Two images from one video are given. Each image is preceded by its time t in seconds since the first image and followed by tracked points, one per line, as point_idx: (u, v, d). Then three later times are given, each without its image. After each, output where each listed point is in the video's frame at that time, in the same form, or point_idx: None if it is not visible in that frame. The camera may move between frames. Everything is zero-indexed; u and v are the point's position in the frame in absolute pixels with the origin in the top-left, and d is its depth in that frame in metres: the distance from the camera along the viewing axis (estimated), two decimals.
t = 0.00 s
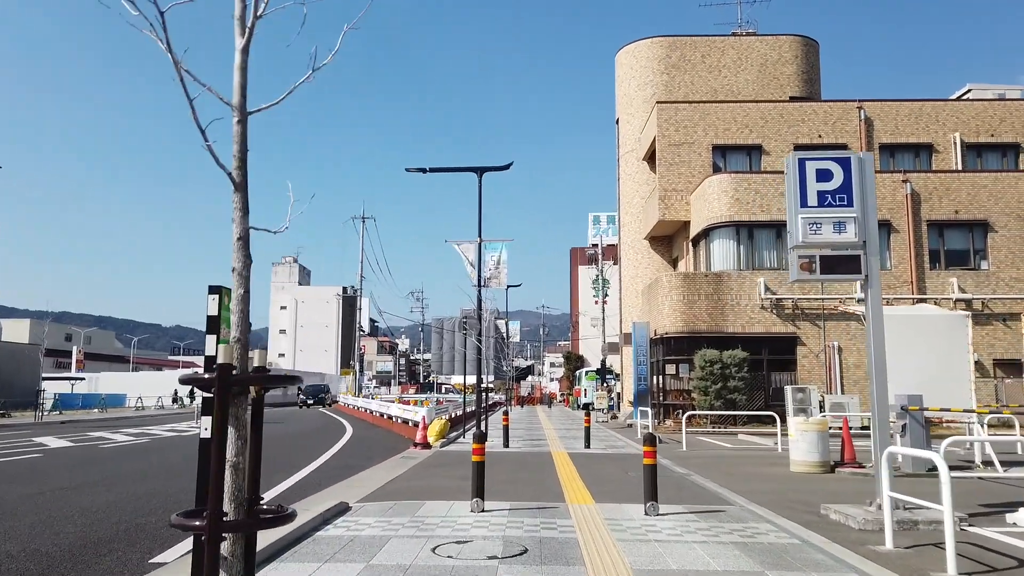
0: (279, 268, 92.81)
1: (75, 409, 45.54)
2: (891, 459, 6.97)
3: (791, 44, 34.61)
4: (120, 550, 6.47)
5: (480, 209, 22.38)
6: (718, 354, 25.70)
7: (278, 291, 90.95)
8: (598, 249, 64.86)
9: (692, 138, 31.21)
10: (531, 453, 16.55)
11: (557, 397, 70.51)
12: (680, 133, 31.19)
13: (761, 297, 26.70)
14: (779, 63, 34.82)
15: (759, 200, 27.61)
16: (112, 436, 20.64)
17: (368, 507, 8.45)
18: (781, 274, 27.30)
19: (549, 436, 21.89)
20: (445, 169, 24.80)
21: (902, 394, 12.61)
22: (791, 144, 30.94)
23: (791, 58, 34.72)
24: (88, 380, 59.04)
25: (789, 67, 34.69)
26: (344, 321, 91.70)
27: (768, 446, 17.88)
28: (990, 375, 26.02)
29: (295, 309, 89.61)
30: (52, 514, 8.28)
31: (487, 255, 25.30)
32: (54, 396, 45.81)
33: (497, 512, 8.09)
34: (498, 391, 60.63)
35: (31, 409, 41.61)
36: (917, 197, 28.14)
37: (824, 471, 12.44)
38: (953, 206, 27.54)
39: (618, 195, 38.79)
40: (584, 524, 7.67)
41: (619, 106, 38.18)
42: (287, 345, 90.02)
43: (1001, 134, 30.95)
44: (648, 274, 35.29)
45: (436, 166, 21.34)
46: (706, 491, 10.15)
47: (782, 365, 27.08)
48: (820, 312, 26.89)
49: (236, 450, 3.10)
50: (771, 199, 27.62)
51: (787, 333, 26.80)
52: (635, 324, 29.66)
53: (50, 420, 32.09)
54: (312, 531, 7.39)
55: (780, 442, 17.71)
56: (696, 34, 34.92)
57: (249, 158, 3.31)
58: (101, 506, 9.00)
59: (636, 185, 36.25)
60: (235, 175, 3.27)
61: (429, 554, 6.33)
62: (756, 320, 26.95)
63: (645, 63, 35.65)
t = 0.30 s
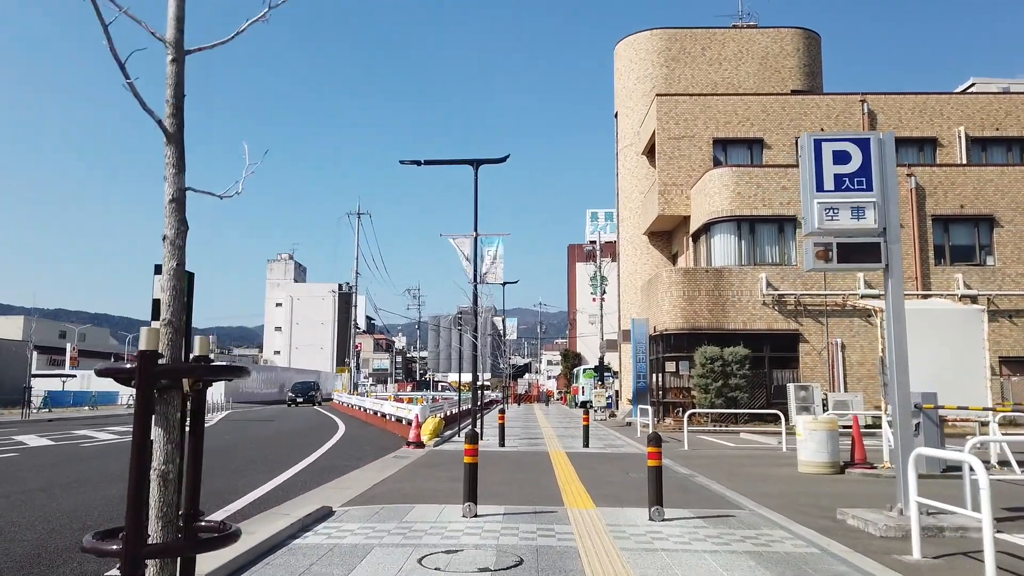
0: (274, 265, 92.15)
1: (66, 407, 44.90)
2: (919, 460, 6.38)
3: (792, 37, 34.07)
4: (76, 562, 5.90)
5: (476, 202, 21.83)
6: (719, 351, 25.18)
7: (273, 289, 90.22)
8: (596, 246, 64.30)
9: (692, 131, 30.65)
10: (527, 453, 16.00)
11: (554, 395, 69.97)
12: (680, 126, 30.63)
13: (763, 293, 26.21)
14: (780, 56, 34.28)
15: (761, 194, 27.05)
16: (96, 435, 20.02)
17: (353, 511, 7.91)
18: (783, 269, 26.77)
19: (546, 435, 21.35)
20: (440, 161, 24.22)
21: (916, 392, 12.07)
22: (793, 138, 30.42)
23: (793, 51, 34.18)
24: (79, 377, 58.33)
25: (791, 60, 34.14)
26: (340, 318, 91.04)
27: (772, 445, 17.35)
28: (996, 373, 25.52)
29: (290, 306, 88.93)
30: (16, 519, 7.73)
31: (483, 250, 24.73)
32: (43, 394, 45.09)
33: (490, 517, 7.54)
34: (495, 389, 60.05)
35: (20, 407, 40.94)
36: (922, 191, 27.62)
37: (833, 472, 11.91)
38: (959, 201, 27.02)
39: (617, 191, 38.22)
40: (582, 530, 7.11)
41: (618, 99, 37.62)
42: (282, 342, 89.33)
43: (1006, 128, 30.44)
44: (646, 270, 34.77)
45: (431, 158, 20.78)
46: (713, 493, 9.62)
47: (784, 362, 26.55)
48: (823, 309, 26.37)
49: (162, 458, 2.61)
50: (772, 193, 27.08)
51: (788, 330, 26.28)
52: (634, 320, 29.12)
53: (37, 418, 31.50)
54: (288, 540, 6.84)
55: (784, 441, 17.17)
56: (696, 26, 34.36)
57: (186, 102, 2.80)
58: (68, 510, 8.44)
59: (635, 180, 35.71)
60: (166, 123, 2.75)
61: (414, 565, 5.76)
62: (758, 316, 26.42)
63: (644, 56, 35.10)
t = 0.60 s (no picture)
0: (270, 263, 91.43)
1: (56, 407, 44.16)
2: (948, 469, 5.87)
3: (794, 30, 33.53)
4: None
5: (472, 196, 21.28)
6: (720, 350, 24.65)
7: (269, 287, 89.54)
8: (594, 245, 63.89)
9: (693, 126, 30.11)
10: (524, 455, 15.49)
11: (552, 394, 69.43)
12: (681, 120, 30.09)
13: (765, 290, 25.73)
14: (781, 50, 33.74)
15: (763, 189, 26.51)
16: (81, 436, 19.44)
17: (337, 522, 7.36)
18: (786, 266, 26.26)
19: (543, 435, 20.81)
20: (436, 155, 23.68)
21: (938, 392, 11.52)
22: (795, 133, 29.92)
23: (794, 45, 33.64)
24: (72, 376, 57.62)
25: (793, 54, 33.60)
26: (337, 317, 90.45)
27: (777, 447, 16.85)
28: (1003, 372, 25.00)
29: (286, 305, 88.31)
30: None
31: (480, 246, 24.16)
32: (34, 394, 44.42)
33: (482, 529, 6.99)
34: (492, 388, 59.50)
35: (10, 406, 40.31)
36: (927, 187, 27.12)
37: (844, 476, 11.38)
38: (965, 196, 26.51)
39: (616, 187, 37.66)
40: (582, 544, 6.56)
41: (617, 94, 37.08)
42: (279, 341, 88.69)
43: (1011, 123, 29.95)
44: (646, 268, 34.24)
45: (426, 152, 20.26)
46: (720, 501, 9.11)
47: (787, 361, 26.03)
48: (826, 306, 25.88)
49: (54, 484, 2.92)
50: (774, 188, 26.56)
51: (791, 328, 25.78)
52: (634, 319, 28.62)
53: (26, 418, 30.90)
54: (264, 555, 6.26)
55: (790, 443, 16.66)
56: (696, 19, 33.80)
57: (85, 39, 3.10)
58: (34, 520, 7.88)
59: (634, 176, 35.17)
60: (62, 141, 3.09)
61: None
62: (760, 314, 25.91)
63: (643, 50, 34.56)
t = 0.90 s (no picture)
0: (269, 258, 90.83)
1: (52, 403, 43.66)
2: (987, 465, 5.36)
3: (798, 19, 32.98)
4: None
5: (471, 186, 20.74)
6: (724, 343, 24.15)
7: (267, 282, 88.96)
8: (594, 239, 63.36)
9: (696, 116, 29.56)
10: (525, 450, 15.01)
11: (552, 390, 68.98)
12: (683, 110, 29.54)
13: (770, 283, 25.22)
14: (785, 39, 33.19)
15: (768, 180, 25.96)
16: (69, 431, 18.91)
17: (326, 523, 6.88)
18: (791, 259, 25.75)
19: (544, 431, 20.31)
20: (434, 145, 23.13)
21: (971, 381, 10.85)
22: (800, 124, 29.39)
23: (798, 34, 33.09)
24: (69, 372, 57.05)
25: (797, 44, 33.05)
26: (336, 312, 89.94)
27: (785, 443, 16.36)
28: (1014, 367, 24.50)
29: (284, 300, 87.78)
30: None
31: (479, 237, 23.63)
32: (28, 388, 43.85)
33: (481, 532, 6.48)
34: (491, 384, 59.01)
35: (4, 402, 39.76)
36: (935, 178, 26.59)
37: (860, 473, 10.89)
38: (973, 188, 25.99)
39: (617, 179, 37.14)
40: (589, 549, 6.04)
41: (618, 85, 36.53)
42: (277, 336, 88.18)
43: (1020, 113, 29.44)
44: (648, 261, 33.73)
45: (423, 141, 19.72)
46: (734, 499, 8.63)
47: (792, 355, 25.53)
48: (832, 299, 25.37)
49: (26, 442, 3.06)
50: (779, 179, 26.02)
51: (797, 321, 25.28)
52: (637, 312, 28.12)
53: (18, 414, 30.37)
54: (244, 560, 5.74)
55: (798, 439, 16.18)
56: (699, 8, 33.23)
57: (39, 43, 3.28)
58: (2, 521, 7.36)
59: (636, 168, 34.64)
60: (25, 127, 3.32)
61: None
62: (764, 307, 25.40)
63: (645, 40, 34.00)
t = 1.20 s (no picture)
0: (265, 255, 90.16)
1: (44, 400, 43.08)
2: None
3: (801, 12, 32.42)
4: None
5: (468, 179, 20.20)
6: (726, 341, 23.62)
7: (264, 279, 88.45)
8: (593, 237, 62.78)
9: (697, 110, 29.03)
10: (523, 452, 14.51)
11: (550, 387, 68.47)
12: (685, 103, 29.00)
13: (773, 280, 24.70)
14: (787, 32, 32.64)
15: (771, 174, 25.43)
16: (53, 430, 18.36)
17: (306, 537, 6.36)
18: (795, 255, 25.23)
19: (543, 431, 19.79)
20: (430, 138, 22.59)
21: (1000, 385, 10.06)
22: (804, 117, 28.87)
23: (801, 27, 32.54)
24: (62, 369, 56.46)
25: (799, 37, 32.51)
26: (333, 309, 89.34)
27: (792, 445, 15.86)
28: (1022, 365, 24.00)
29: (281, 297, 87.17)
30: None
31: (476, 232, 23.11)
32: (20, 385, 43.29)
33: (475, 546, 5.96)
34: (489, 381, 58.53)
35: None
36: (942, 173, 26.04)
37: (874, 477, 10.38)
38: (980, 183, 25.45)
39: (617, 175, 36.63)
40: (594, 566, 5.49)
41: (618, 78, 36.00)
42: (274, 333, 87.60)
43: None
44: (648, 257, 33.22)
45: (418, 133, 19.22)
46: (744, 507, 8.13)
47: (796, 353, 25.01)
48: (837, 296, 24.85)
49: None
50: (783, 173, 25.50)
51: (800, 318, 24.79)
52: (637, 309, 27.59)
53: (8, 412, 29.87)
54: None
55: (805, 440, 15.67)
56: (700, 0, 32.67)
57: None
58: None
59: (636, 163, 34.14)
60: None
61: None
62: (768, 304, 24.91)
63: (646, 32, 33.47)
